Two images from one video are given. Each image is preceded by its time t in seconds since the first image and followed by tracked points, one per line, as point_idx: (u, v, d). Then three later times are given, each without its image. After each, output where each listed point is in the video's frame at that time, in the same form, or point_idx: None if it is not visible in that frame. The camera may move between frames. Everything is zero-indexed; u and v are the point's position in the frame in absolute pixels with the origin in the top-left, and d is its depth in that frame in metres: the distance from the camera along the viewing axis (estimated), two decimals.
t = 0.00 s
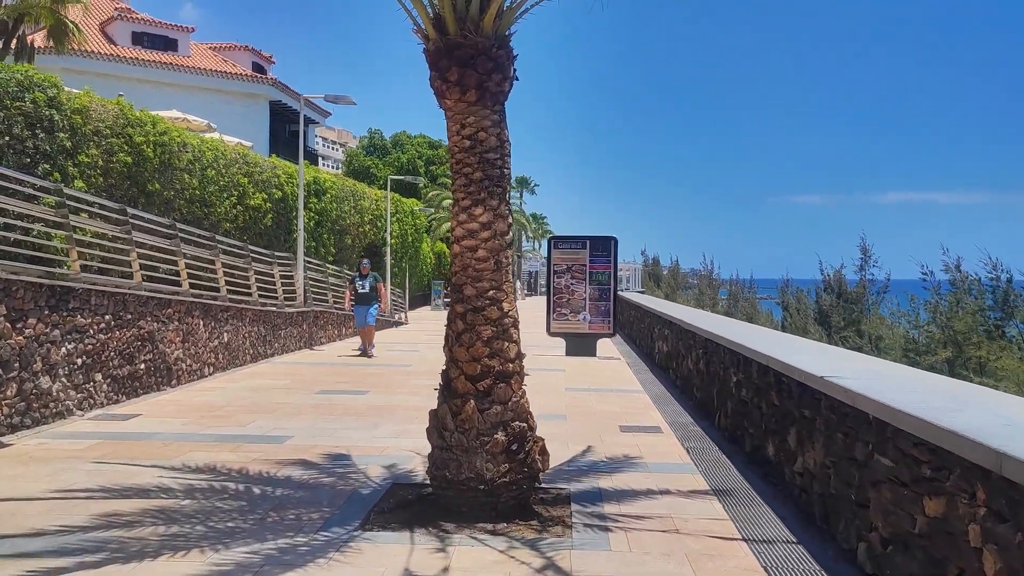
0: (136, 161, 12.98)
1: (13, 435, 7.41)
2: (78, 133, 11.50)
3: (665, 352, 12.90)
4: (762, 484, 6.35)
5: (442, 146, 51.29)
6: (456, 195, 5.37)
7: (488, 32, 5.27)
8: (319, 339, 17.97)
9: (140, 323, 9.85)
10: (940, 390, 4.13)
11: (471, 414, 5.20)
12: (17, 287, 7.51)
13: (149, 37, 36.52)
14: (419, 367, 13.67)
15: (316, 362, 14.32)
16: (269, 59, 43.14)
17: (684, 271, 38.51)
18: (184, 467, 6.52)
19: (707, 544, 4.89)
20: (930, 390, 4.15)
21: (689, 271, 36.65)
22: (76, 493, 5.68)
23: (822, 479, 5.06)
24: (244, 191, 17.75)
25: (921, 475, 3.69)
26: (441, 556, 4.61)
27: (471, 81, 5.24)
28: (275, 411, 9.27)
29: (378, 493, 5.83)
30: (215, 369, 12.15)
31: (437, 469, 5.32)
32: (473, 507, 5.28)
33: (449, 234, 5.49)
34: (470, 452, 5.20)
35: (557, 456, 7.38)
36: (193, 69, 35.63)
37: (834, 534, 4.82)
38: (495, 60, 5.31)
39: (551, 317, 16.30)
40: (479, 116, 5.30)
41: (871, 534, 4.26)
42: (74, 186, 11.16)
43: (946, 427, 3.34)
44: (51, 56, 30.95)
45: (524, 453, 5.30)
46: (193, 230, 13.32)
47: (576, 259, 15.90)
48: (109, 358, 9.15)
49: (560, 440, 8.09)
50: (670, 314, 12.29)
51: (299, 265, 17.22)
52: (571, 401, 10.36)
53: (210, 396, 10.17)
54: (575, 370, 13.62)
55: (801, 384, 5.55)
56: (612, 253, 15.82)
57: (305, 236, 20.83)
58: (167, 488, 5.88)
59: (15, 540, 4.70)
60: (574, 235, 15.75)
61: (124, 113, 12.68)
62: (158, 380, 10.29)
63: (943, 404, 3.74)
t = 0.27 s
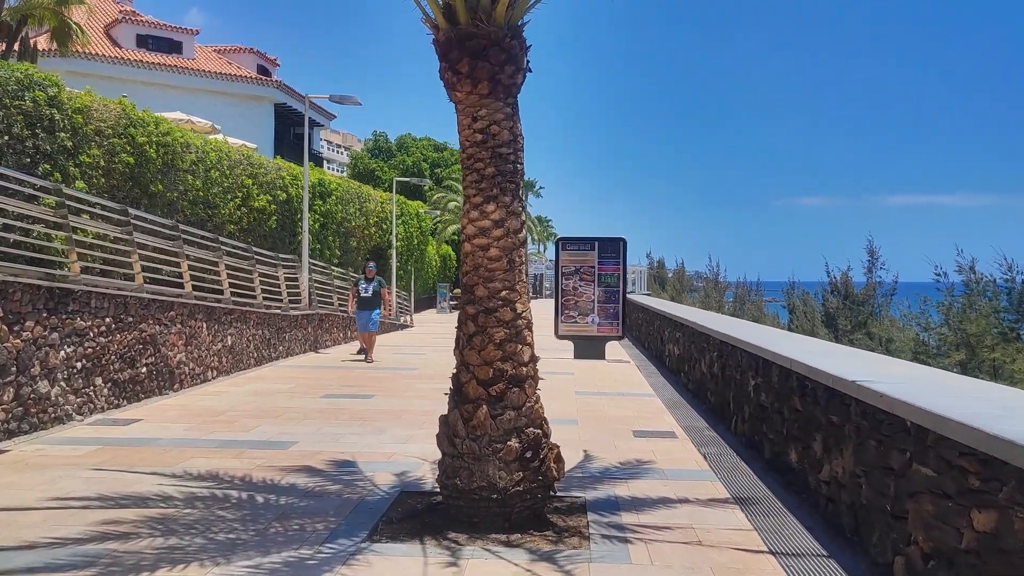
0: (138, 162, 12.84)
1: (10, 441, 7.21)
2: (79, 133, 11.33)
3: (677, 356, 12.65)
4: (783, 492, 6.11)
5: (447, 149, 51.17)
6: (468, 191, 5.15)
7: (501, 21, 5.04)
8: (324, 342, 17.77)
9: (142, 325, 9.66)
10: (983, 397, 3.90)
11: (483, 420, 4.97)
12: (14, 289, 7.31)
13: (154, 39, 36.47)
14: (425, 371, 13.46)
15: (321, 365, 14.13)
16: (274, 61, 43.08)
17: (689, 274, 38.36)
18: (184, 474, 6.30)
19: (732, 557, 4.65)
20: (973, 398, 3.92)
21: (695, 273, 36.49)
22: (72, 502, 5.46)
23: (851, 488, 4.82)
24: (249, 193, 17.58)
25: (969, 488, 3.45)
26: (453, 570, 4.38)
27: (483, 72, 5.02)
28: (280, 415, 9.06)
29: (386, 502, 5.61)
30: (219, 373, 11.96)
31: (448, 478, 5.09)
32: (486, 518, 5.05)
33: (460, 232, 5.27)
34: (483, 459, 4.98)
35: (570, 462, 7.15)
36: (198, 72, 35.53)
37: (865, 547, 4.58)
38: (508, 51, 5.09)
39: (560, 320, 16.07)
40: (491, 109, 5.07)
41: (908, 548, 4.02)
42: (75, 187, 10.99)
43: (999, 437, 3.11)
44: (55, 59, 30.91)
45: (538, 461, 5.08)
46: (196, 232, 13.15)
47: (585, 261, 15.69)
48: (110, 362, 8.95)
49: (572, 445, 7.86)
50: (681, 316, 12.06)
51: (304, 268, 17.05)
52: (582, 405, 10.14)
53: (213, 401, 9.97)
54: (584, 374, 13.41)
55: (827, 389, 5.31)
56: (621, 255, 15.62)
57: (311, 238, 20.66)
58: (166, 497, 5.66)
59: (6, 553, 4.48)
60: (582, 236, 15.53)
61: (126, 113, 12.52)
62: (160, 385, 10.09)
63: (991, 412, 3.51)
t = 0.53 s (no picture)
0: (137, 162, 12.63)
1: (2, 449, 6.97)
2: (77, 132, 11.12)
3: (688, 359, 12.38)
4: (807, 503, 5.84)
5: (451, 150, 50.97)
6: (478, 188, 4.89)
7: (513, 9, 4.77)
8: (327, 345, 17.53)
9: (140, 329, 9.42)
10: None
11: (494, 430, 4.71)
12: (7, 292, 7.08)
13: (156, 40, 36.33)
14: (430, 375, 13.20)
15: (324, 369, 13.88)
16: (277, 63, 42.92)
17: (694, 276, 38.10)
18: (181, 485, 6.04)
19: None
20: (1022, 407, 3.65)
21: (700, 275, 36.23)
22: (63, 516, 5.20)
23: (884, 502, 4.54)
24: (251, 194, 17.37)
25: None
26: None
27: (494, 63, 4.76)
28: (282, 422, 8.82)
29: (392, 515, 5.34)
30: (220, 377, 11.72)
31: (458, 490, 4.83)
32: (497, 533, 4.78)
33: (470, 231, 5.01)
34: (494, 472, 4.71)
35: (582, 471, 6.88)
36: (200, 73, 35.36)
37: (902, 565, 4.30)
38: (520, 41, 4.83)
39: (567, 322, 15.79)
40: (503, 102, 4.81)
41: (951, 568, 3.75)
42: (73, 187, 10.77)
43: None
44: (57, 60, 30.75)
45: (552, 473, 4.81)
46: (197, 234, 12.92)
47: (592, 262, 15.45)
48: (107, 366, 8.72)
49: (584, 453, 7.59)
50: (692, 319, 11.79)
51: (307, 270, 16.81)
52: (592, 410, 9.87)
53: (213, 406, 9.72)
54: (592, 378, 13.13)
55: (856, 396, 5.03)
56: (630, 257, 15.37)
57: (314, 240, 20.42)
58: (162, 510, 5.40)
59: None
60: (590, 238, 15.27)
61: (125, 112, 12.31)
62: (159, 390, 9.85)
63: None
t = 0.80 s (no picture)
0: (135, 161, 12.44)
1: None
2: (74, 130, 10.92)
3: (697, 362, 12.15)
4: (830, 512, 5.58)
5: (453, 151, 50.74)
6: (487, 183, 4.65)
7: None
8: (329, 347, 17.30)
9: (137, 331, 9.19)
10: None
11: (505, 437, 4.46)
12: None
13: (157, 41, 36.18)
14: (434, 377, 12.95)
15: (326, 371, 13.64)
16: (278, 63, 42.75)
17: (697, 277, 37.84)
18: (177, 494, 5.80)
19: None
20: None
21: (703, 276, 36.00)
22: (52, 528, 4.96)
23: (919, 514, 4.29)
24: (251, 194, 17.15)
25: None
26: None
27: (504, 51, 4.53)
28: (283, 426, 8.58)
29: (397, 526, 5.09)
30: (220, 380, 11.49)
31: (467, 502, 4.58)
32: (509, 547, 4.54)
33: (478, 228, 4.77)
34: (505, 482, 4.47)
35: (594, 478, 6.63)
36: (201, 74, 35.19)
37: None
38: (532, 28, 4.59)
39: (572, 324, 15.54)
40: (514, 92, 4.57)
41: None
42: (69, 186, 10.58)
43: None
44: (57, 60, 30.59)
45: (566, 483, 4.56)
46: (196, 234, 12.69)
47: (598, 263, 15.21)
48: (103, 370, 8.48)
49: (594, 459, 7.34)
50: (701, 320, 11.55)
51: (309, 271, 16.58)
52: (601, 414, 9.62)
53: (212, 410, 9.48)
54: (599, 380, 12.89)
55: (886, 402, 4.78)
56: (637, 258, 15.05)
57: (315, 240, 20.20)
58: (156, 521, 5.15)
59: None
60: (595, 238, 15.01)
61: (123, 110, 12.12)
62: (156, 394, 9.62)
63: None
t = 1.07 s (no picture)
0: (133, 160, 12.20)
1: None
2: (71, 128, 10.68)
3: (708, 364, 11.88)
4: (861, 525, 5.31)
5: (455, 151, 50.47)
6: (503, 177, 4.38)
7: None
8: (332, 349, 17.03)
9: (135, 334, 8.93)
10: None
11: (523, 449, 4.19)
12: None
13: (157, 41, 35.97)
14: (439, 380, 12.69)
15: (329, 374, 13.37)
16: (279, 63, 42.53)
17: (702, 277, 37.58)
18: (176, 506, 5.52)
19: None
20: None
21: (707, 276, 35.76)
22: (42, 544, 4.69)
23: (966, 531, 4.02)
24: (252, 194, 16.90)
25: None
26: None
27: (522, 37, 4.25)
28: (285, 432, 8.30)
29: (407, 541, 4.82)
30: (220, 384, 11.22)
31: (482, 517, 4.31)
32: (527, 565, 4.27)
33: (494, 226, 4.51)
34: (524, 496, 4.19)
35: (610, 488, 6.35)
36: (201, 73, 34.97)
37: None
38: (550, 12, 4.30)
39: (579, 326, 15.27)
40: (532, 81, 4.30)
41: None
42: (66, 185, 10.34)
43: None
44: (57, 59, 30.37)
45: (588, 497, 4.29)
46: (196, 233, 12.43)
47: (606, 263, 14.87)
48: (100, 374, 8.22)
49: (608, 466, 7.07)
50: (712, 322, 11.29)
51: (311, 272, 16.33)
52: (613, 419, 9.35)
53: (213, 415, 9.22)
54: (608, 383, 12.62)
55: (926, 410, 4.50)
56: (645, 258, 14.85)
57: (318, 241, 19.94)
58: (153, 536, 4.88)
59: None
60: (603, 238, 14.71)
61: (121, 108, 11.88)
62: (155, 398, 9.35)
63: None
